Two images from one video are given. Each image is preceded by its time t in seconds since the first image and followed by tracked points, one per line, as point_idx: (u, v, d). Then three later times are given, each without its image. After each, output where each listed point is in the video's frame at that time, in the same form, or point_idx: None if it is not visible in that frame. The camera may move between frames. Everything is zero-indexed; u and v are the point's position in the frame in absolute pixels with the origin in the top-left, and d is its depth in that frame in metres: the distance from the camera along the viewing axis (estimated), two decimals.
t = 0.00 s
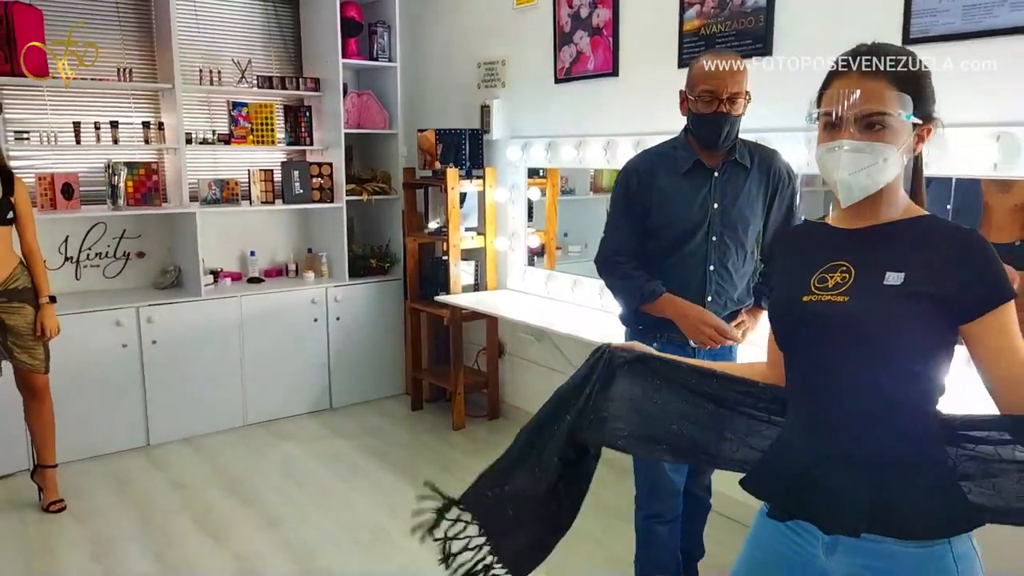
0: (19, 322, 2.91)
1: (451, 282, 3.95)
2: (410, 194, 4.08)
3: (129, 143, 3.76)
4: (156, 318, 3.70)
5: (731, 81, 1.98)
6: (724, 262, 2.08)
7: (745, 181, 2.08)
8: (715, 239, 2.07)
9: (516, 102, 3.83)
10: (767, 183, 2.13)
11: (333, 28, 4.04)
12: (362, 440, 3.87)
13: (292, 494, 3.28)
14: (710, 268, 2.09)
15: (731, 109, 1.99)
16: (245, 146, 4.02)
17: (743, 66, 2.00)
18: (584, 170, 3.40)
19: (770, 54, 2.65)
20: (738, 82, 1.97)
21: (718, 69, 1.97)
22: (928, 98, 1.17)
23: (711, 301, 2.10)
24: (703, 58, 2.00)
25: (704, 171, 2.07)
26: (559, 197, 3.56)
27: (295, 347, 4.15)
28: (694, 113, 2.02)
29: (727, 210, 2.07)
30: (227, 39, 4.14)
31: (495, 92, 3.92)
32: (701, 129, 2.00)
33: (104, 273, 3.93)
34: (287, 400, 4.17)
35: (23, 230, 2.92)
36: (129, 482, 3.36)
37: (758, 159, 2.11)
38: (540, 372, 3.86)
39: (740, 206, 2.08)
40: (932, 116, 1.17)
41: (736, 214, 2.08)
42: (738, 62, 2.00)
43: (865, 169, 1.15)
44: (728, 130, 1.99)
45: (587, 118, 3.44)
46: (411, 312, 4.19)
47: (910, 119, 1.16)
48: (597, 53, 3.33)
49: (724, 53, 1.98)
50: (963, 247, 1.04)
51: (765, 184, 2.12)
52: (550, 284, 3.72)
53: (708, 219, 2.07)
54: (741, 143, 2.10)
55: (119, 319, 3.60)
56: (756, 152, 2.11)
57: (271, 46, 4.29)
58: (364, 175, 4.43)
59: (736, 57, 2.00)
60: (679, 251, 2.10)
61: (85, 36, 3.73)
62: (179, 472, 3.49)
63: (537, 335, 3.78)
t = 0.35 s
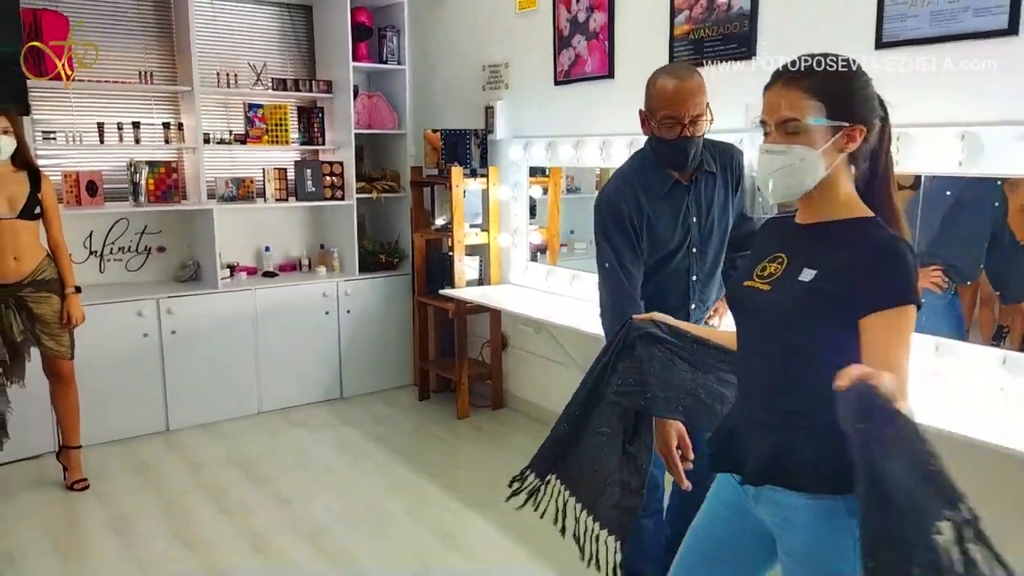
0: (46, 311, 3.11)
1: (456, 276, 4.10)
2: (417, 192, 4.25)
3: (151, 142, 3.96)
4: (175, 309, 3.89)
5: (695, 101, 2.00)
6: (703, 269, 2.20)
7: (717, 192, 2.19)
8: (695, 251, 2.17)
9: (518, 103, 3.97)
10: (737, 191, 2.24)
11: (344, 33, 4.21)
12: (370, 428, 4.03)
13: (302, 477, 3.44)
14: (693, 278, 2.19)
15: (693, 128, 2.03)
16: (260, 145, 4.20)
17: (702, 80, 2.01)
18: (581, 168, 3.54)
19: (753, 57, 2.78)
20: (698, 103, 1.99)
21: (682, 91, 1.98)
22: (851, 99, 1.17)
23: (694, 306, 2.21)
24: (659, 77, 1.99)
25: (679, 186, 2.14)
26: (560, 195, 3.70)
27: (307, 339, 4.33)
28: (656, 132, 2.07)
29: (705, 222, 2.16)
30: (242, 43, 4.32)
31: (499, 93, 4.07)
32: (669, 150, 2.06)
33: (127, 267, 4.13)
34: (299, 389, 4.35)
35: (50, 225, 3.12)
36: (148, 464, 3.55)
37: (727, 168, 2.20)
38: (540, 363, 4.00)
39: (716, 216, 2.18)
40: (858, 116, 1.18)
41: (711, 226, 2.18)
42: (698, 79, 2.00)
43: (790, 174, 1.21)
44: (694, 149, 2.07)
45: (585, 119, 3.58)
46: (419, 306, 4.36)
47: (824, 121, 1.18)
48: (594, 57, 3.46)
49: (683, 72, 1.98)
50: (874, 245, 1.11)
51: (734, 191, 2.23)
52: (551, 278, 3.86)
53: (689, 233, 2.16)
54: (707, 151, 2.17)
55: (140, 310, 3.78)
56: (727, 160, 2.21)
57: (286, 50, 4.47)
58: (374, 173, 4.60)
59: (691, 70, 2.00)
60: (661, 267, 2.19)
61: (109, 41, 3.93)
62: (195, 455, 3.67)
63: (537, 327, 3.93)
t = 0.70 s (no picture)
0: (94, 299, 3.31)
1: (482, 271, 4.21)
2: (446, 189, 4.36)
3: (194, 140, 4.16)
4: (215, 299, 4.08)
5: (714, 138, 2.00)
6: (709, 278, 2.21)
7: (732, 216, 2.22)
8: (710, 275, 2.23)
9: (545, 102, 4.05)
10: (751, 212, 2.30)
11: (377, 34, 4.36)
12: (398, 416, 4.18)
13: (330, 461, 3.60)
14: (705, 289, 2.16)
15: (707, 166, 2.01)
16: (297, 143, 4.37)
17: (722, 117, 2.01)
18: (604, 166, 3.62)
19: (768, 57, 2.83)
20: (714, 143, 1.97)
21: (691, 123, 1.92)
22: (691, 113, 1.53)
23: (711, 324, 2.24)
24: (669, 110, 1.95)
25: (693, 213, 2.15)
26: (586, 192, 3.77)
27: (340, 329, 4.49)
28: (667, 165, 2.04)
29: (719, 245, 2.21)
30: (280, 44, 4.49)
31: (526, 92, 4.16)
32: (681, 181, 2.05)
33: (171, 259, 4.34)
34: (332, 378, 4.51)
35: (97, 218, 3.32)
36: (188, 446, 3.75)
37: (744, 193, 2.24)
38: (564, 356, 4.09)
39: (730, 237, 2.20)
40: (690, 125, 1.54)
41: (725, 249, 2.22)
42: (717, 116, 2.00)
43: (653, 171, 1.69)
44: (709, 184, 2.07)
45: (608, 117, 3.65)
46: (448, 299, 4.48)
47: (665, 129, 1.58)
48: (616, 57, 3.53)
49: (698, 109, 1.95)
50: (695, 226, 1.51)
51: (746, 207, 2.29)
52: (573, 273, 3.95)
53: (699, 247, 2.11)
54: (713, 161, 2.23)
55: (182, 300, 3.98)
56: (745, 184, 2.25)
57: (322, 51, 4.64)
58: (406, 170, 4.74)
59: (727, 71, 2.05)
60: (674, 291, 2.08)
61: (156, 43, 4.13)
62: (233, 439, 3.85)
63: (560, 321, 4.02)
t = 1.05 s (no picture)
0: (175, 288, 3.54)
1: (542, 267, 4.26)
2: (510, 186, 4.44)
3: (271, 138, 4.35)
4: (288, 290, 4.26)
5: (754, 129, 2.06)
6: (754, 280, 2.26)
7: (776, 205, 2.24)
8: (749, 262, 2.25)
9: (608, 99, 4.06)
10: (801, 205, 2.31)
11: (445, 33, 4.45)
12: (459, 407, 4.26)
13: (391, 448, 3.71)
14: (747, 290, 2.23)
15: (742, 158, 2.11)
16: (366, 140, 4.51)
17: (760, 111, 2.05)
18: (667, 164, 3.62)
19: (832, 53, 2.77)
20: (745, 135, 2.05)
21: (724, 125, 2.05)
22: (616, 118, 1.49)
23: (753, 311, 2.26)
24: (709, 104, 2.05)
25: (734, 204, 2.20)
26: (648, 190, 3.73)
27: (406, 321, 4.61)
28: (710, 158, 2.14)
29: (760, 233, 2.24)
30: (353, 45, 4.64)
31: (590, 90, 4.18)
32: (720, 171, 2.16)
33: (249, 250, 4.56)
34: (397, 369, 4.64)
35: (177, 212, 3.54)
36: (259, 429, 3.93)
37: (789, 186, 2.26)
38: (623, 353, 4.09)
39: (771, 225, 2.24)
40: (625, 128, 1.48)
41: (765, 232, 2.24)
42: (756, 107, 2.04)
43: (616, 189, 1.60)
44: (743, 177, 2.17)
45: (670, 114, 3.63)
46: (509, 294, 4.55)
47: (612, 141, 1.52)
48: (679, 53, 3.51)
49: (736, 100, 2.02)
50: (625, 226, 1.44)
51: (793, 200, 2.29)
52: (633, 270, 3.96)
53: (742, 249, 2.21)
54: (763, 162, 2.22)
55: (257, 290, 4.18)
56: (792, 178, 2.26)
57: (393, 51, 4.77)
58: (472, 167, 4.83)
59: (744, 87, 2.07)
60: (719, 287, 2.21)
61: (237, 46, 4.34)
62: (300, 424, 4.02)
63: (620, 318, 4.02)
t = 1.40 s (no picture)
0: (270, 278, 3.72)
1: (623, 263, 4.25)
2: (593, 182, 4.51)
3: (362, 135, 4.51)
4: (374, 282, 4.40)
5: (844, 130, 1.99)
6: (840, 282, 2.15)
7: (864, 206, 2.13)
8: (833, 265, 2.14)
9: (695, 95, 4.00)
10: (893, 207, 2.18)
11: (532, 31, 4.49)
12: (537, 402, 4.30)
13: (468, 438, 3.79)
14: (830, 291, 2.15)
15: (830, 160, 2.03)
16: (453, 137, 4.60)
17: (852, 111, 1.98)
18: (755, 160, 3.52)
19: (929, 48, 2.65)
20: (834, 135, 1.98)
21: (813, 127, 1.98)
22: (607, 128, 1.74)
23: (836, 315, 2.16)
24: (797, 104, 2.00)
25: (817, 203, 2.10)
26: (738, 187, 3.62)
27: (488, 316, 4.69)
28: (796, 164, 2.07)
29: (845, 235, 2.13)
30: (442, 44, 4.74)
31: (677, 86, 4.13)
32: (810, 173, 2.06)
33: (340, 244, 4.73)
34: (478, 361, 4.72)
35: (273, 206, 3.73)
36: (344, 415, 4.09)
37: (880, 187, 2.14)
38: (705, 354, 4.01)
39: (859, 227, 2.13)
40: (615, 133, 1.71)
41: (851, 234, 2.13)
42: (847, 106, 1.97)
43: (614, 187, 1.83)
44: (828, 178, 2.07)
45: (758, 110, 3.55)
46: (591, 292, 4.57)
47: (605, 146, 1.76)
48: (769, 47, 3.42)
49: (825, 98, 1.96)
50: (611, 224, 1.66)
51: (886, 203, 2.16)
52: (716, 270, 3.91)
53: (828, 249, 2.13)
54: (852, 161, 2.12)
55: (346, 282, 4.33)
56: (883, 178, 2.14)
57: (481, 49, 4.85)
58: (556, 164, 4.86)
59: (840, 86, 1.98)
60: (799, 285, 2.16)
61: (332, 46, 4.52)
62: (383, 411, 4.16)
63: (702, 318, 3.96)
